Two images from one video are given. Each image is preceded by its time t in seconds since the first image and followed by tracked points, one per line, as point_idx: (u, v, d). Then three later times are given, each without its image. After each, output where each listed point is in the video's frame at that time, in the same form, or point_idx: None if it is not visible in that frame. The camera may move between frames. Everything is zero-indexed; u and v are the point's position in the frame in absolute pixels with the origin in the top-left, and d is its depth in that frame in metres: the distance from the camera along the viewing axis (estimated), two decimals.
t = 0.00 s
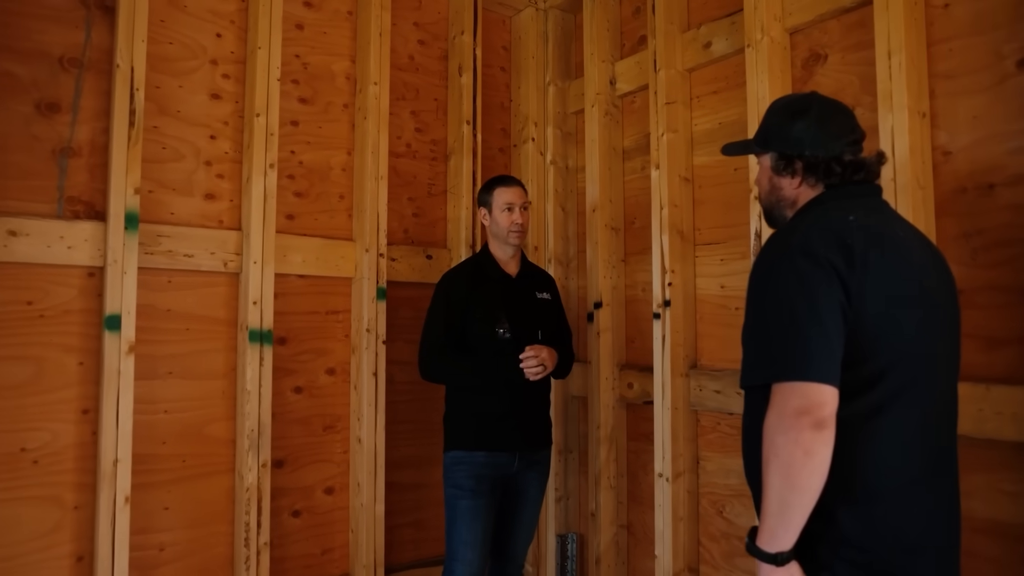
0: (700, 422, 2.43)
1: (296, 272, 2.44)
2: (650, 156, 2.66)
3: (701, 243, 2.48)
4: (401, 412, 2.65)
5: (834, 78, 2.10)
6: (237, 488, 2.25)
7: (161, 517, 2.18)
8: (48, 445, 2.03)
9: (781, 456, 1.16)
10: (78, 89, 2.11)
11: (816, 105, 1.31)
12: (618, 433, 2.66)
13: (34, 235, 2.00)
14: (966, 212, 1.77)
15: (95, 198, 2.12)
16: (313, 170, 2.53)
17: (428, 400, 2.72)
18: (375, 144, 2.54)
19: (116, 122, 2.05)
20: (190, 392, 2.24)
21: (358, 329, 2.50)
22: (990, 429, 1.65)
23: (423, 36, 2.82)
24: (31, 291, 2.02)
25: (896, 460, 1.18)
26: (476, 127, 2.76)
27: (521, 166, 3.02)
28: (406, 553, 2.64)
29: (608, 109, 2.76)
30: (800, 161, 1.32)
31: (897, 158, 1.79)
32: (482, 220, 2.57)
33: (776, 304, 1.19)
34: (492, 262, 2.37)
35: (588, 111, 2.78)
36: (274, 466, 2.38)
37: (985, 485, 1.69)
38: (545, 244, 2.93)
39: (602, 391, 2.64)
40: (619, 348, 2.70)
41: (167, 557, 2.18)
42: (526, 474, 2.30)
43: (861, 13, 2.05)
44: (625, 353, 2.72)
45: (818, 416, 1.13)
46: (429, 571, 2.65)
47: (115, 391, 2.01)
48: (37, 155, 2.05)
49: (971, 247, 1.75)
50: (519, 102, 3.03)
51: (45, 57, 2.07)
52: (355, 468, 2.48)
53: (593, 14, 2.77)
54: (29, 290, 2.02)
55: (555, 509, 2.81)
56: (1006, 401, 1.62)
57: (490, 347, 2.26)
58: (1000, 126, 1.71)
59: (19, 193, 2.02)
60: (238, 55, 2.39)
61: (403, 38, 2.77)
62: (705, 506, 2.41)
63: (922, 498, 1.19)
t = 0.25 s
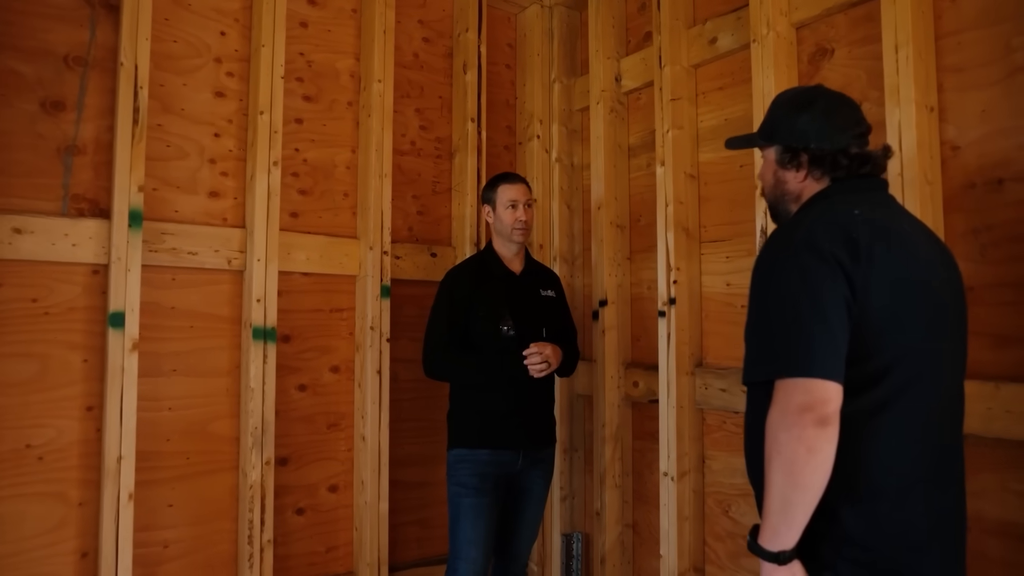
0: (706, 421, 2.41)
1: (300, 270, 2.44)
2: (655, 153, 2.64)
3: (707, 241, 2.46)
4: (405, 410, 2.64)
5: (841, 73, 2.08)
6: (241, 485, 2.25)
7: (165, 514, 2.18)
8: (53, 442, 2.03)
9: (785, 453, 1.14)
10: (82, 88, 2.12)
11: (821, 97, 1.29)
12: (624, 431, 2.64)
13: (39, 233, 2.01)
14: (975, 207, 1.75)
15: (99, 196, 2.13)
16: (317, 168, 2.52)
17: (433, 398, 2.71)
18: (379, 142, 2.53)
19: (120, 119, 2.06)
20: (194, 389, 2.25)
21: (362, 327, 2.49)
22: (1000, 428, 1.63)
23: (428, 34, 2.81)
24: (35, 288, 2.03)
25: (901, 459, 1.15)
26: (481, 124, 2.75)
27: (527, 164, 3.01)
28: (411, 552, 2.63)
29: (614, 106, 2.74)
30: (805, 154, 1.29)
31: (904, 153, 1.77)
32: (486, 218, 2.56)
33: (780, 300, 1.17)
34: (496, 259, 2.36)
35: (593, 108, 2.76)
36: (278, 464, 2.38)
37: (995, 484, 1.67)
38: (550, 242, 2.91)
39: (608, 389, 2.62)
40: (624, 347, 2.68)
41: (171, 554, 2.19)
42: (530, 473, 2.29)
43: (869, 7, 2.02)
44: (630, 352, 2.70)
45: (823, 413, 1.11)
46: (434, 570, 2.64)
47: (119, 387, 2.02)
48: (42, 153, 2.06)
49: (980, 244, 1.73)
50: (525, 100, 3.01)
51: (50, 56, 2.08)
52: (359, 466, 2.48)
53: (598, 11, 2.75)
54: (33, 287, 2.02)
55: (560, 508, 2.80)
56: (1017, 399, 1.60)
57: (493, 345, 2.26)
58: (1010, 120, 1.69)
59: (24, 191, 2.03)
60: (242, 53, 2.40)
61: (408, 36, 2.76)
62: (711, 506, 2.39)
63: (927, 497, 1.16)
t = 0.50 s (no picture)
0: (708, 420, 2.40)
1: (302, 269, 2.44)
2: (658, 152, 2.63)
3: (709, 239, 2.45)
4: (408, 410, 2.63)
5: (844, 70, 2.06)
6: (243, 484, 2.25)
7: (167, 513, 2.19)
8: (55, 440, 2.04)
9: (779, 443, 1.12)
10: (85, 87, 2.13)
11: (832, 92, 1.28)
12: (626, 431, 2.63)
13: (42, 232, 2.02)
14: (978, 205, 1.75)
15: (102, 195, 2.14)
16: (319, 167, 2.52)
17: (436, 398, 2.71)
18: (381, 141, 2.52)
19: (122, 118, 2.07)
20: (196, 388, 2.25)
21: (364, 326, 2.48)
22: (1004, 428, 1.62)
23: (430, 32, 2.80)
24: (38, 287, 2.04)
25: (903, 454, 1.14)
26: (483, 123, 2.74)
27: (529, 163, 2.99)
28: (413, 551, 2.63)
29: (616, 104, 2.73)
30: (818, 145, 1.27)
31: (907, 149, 1.77)
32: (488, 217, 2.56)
33: (783, 296, 1.15)
34: (498, 258, 2.36)
35: (596, 107, 2.75)
36: (280, 463, 2.38)
37: (999, 484, 1.66)
38: (553, 241, 2.89)
39: (610, 388, 2.61)
40: (627, 346, 2.67)
41: (173, 552, 2.19)
42: (532, 472, 2.28)
43: (872, 4, 2.01)
44: (633, 351, 2.69)
45: (821, 410, 1.09)
46: (436, 569, 2.64)
47: (121, 386, 2.03)
48: (44, 152, 2.07)
49: (984, 241, 1.72)
50: (527, 98, 3.00)
51: (53, 55, 2.09)
52: (361, 465, 2.47)
53: (600, 9, 2.74)
54: (36, 286, 2.03)
55: (563, 508, 2.78)
56: (1020, 398, 1.59)
57: (495, 343, 2.26)
58: (1014, 117, 1.69)
59: (27, 190, 2.04)
60: (244, 52, 2.40)
61: (410, 35, 2.75)
62: (714, 506, 2.38)
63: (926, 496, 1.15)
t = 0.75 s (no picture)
0: (709, 421, 2.40)
1: (302, 269, 2.44)
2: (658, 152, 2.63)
3: (710, 240, 2.45)
4: (408, 410, 2.64)
5: (845, 70, 2.06)
6: (243, 484, 2.26)
7: (167, 512, 2.19)
8: (56, 440, 2.05)
9: (750, 428, 1.11)
10: (86, 88, 2.14)
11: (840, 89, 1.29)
12: (627, 431, 2.63)
13: (43, 232, 2.02)
14: (978, 205, 1.75)
15: (103, 196, 2.15)
16: (320, 167, 2.52)
17: (436, 398, 2.71)
18: (382, 141, 2.53)
19: (123, 119, 2.07)
20: (196, 388, 2.26)
21: (364, 326, 2.49)
22: (1004, 429, 1.61)
23: (431, 32, 2.80)
24: (39, 288, 2.04)
25: (905, 458, 1.14)
26: (484, 123, 2.74)
27: (530, 163, 2.99)
28: (413, 551, 2.63)
29: (617, 104, 2.73)
30: (836, 140, 1.26)
31: (907, 150, 1.77)
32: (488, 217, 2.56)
33: (790, 295, 1.13)
34: (498, 258, 2.36)
35: (597, 107, 2.74)
36: (281, 463, 2.38)
37: (999, 485, 1.65)
38: (553, 241, 2.89)
39: (611, 389, 2.61)
40: (627, 346, 2.67)
41: (174, 552, 2.20)
42: (532, 472, 2.28)
43: (872, 4, 2.01)
44: (634, 351, 2.69)
45: (807, 422, 1.06)
46: (436, 569, 2.64)
47: (122, 386, 2.03)
48: (45, 153, 2.08)
49: (985, 242, 1.72)
50: (528, 99, 3.00)
51: (54, 57, 2.09)
52: (361, 465, 2.48)
53: (601, 9, 2.73)
54: (37, 286, 2.04)
55: (564, 508, 2.78)
56: (1020, 399, 1.58)
57: (495, 344, 2.26)
58: (1014, 117, 1.69)
59: (28, 191, 2.05)
60: (245, 53, 2.41)
61: (410, 35, 2.75)
62: (714, 507, 2.37)
63: (927, 498, 1.15)
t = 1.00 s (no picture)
0: (709, 421, 2.40)
1: (303, 269, 2.45)
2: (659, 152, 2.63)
3: (710, 240, 2.45)
4: (408, 410, 2.64)
5: (845, 70, 2.06)
6: (244, 483, 2.26)
7: (168, 512, 2.20)
8: (58, 439, 2.06)
9: (690, 358, 1.05)
10: (87, 89, 2.14)
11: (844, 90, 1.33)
12: (627, 432, 2.63)
13: (44, 233, 2.03)
14: (978, 205, 1.75)
15: (104, 196, 2.15)
16: (320, 167, 2.53)
17: (436, 398, 2.71)
18: (382, 142, 2.53)
19: (124, 119, 2.08)
20: (197, 388, 2.26)
21: (365, 326, 2.49)
22: (1004, 429, 1.61)
23: (431, 33, 2.80)
24: (40, 288, 2.05)
25: (906, 459, 1.14)
26: (484, 123, 2.74)
27: (530, 163, 2.99)
28: (414, 551, 2.63)
29: (617, 105, 2.73)
30: (852, 137, 1.28)
31: (907, 150, 1.77)
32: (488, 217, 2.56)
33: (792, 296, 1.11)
34: (498, 258, 2.36)
35: (597, 107, 2.74)
36: (281, 462, 2.39)
37: (999, 485, 1.65)
38: (554, 242, 2.89)
39: (611, 389, 2.61)
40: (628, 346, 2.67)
41: (175, 551, 2.20)
42: (532, 472, 2.29)
43: (872, 4, 2.01)
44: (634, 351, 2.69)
45: (739, 383, 1.03)
46: (437, 569, 2.64)
47: (123, 385, 2.04)
48: (47, 153, 2.08)
49: (984, 242, 1.72)
50: (529, 99, 3.00)
51: (56, 57, 2.10)
52: (361, 465, 2.48)
53: (601, 9, 2.73)
54: (38, 286, 2.05)
55: (564, 508, 2.79)
56: (1019, 399, 1.59)
57: (495, 344, 2.26)
58: (1013, 117, 1.69)
59: (29, 191, 2.05)
60: (246, 54, 2.41)
61: (411, 36, 2.75)
62: (714, 507, 2.37)
63: (927, 498, 1.16)
